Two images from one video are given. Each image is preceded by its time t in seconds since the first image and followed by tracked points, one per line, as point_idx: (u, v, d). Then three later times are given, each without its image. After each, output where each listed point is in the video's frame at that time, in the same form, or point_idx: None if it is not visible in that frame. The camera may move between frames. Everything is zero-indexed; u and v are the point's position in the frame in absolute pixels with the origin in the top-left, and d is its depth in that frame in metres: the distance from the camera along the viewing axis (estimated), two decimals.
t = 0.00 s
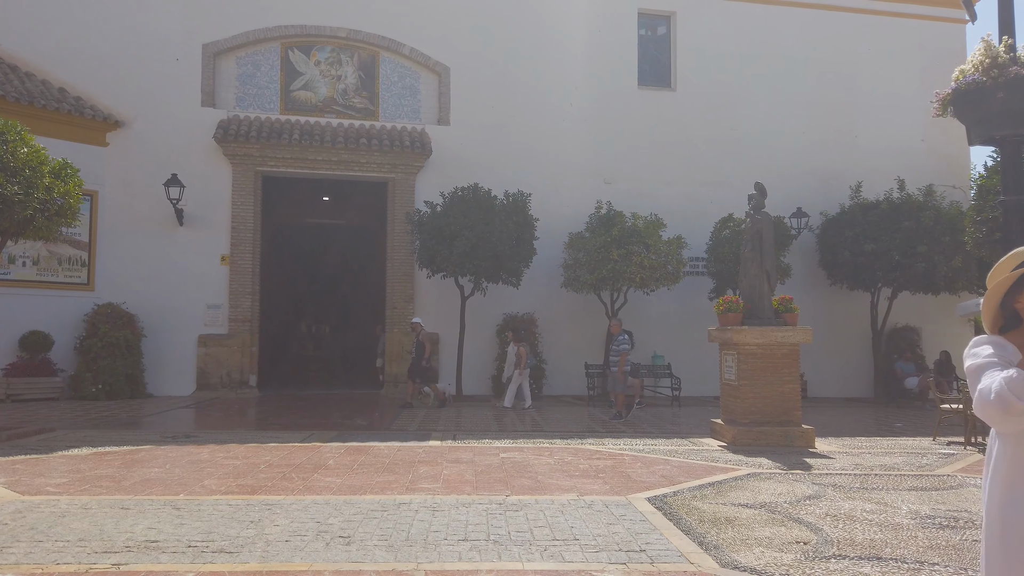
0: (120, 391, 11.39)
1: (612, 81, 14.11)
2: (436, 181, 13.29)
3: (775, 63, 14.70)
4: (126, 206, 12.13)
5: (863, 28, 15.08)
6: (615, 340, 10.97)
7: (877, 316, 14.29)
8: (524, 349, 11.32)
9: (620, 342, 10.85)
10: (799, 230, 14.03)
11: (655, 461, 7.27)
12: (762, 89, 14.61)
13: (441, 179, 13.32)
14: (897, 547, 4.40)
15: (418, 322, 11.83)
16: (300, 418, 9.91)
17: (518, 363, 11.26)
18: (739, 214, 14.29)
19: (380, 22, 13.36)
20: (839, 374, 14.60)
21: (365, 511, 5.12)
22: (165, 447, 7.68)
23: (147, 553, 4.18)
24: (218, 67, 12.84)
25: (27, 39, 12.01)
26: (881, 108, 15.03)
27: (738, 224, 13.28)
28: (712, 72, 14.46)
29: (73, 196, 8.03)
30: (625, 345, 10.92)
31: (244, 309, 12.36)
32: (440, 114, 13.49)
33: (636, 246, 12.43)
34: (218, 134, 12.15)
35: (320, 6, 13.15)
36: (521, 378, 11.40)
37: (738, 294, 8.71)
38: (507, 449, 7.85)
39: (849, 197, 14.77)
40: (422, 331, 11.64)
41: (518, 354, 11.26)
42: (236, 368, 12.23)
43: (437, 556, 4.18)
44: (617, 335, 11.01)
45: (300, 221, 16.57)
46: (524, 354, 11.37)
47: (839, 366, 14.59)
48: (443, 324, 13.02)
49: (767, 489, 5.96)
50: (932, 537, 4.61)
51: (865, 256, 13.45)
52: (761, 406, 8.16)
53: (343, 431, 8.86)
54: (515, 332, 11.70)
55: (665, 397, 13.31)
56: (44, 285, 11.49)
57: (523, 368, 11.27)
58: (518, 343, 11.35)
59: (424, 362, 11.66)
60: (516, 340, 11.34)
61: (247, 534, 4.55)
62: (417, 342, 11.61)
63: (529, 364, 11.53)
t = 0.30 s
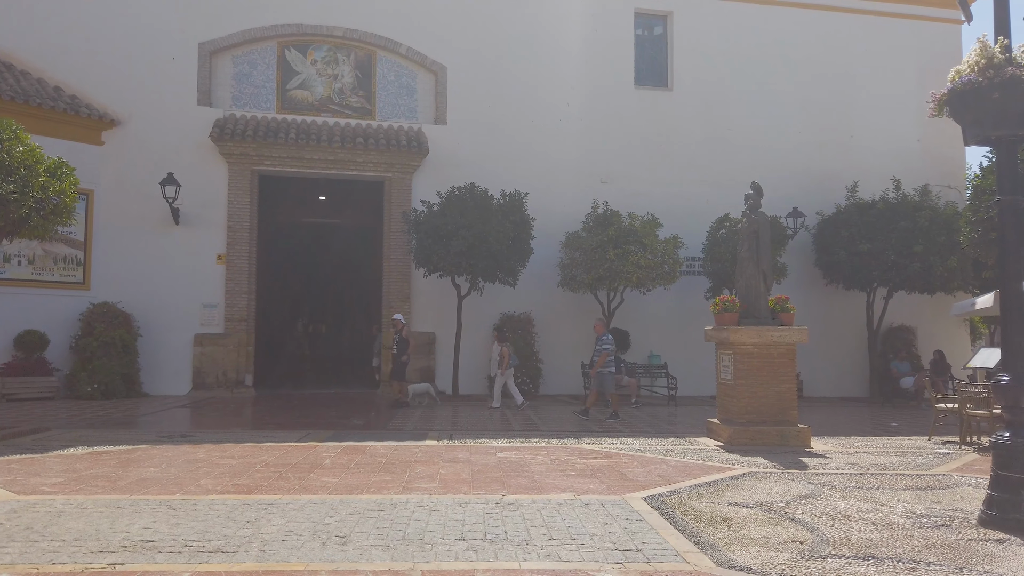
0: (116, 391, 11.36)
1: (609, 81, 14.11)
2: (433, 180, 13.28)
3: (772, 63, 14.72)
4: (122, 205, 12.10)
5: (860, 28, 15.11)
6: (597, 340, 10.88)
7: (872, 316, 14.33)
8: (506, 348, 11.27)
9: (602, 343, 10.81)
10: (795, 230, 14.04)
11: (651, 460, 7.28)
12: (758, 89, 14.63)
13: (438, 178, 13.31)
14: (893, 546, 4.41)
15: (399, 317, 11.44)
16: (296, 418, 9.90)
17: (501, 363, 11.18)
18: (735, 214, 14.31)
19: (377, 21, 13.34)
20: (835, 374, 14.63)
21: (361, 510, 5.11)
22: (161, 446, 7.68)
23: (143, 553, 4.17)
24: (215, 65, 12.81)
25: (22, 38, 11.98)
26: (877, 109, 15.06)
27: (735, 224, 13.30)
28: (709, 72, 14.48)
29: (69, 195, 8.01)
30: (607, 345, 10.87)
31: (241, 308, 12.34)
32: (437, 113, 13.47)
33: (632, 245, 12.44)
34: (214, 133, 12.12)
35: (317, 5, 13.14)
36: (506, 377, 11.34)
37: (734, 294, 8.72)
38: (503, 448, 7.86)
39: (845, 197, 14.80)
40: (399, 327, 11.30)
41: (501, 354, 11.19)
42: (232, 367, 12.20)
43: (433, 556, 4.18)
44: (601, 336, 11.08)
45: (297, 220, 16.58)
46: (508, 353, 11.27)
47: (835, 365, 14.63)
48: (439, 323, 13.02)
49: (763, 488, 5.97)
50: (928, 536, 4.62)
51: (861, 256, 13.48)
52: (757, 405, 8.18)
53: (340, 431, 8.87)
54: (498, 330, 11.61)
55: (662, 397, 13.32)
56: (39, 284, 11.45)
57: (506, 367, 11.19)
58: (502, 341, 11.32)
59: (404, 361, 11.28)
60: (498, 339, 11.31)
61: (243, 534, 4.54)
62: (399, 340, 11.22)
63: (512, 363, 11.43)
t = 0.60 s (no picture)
0: (111, 390, 11.33)
1: (606, 81, 14.11)
2: (430, 180, 13.27)
3: (768, 63, 14.74)
4: (117, 204, 12.07)
5: (856, 28, 15.13)
6: (580, 339, 10.51)
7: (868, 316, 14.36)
8: (490, 347, 11.19)
9: (585, 342, 10.38)
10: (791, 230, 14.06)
11: (647, 459, 7.29)
12: (754, 89, 14.65)
13: (435, 178, 13.30)
14: (888, 546, 4.42)
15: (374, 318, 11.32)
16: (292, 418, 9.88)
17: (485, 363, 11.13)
18: (731, 214, 14.33)
19: (373, 20, 13.33)
20: (831, 374, 14.66)
21: (357, 510, 5.11)
22: (157, 446, 7.67)
23: (138, 553, 4.16)
24: (211, 65, 12.78)
25: (17, 36, 11.93)
26: (873, 109, 15.09)
27: (731, 224, 13.33)
28: (706, 72, 14.49)
29: (64, 193, 7.97)
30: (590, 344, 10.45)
31: (236, 307, 12.32)
32: (434, 113, 13.46)
33: (629, 245, 12.45)
34: (211, 132, 12.10)
35: (314, 5, 13.12)
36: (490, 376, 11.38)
37: (730, 293, 8.72)
38: (500, 448, 7.85)
39: (841, 197, 14.83)
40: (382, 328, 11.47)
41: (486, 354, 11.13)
42: (228, 367, 12.17)
43: (430, 556, 4.17)
44: (583, 334, 10.60)
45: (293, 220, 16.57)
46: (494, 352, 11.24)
47: (831, 365, 14.66)
48: (436, 323, 13.01)
49: (759, 488, 5.98)
50: (923, 536, 4.63)
51: (857, 256, 13.51)
52: (753, 405, 8.19)
53: (336, 430, 8.87)
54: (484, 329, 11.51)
55: (658, 397, 13.34)
56: (34, 283, 11.42)
57: (491, 365, 11.16)
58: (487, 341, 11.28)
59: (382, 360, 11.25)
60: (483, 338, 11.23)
61: (239, 534, 4.54)
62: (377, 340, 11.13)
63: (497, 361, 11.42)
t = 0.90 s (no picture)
0: (107, 390, 11.29)
1: (603, 80, 14.12)
2: (426, 179, 13.25)
3: (764, 63, 14.76)
4: (113, 203, 12.03)
5: (852, 28, 15.16)
6: (563, 338, 10.28)
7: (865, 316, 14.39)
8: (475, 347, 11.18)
9: (568, 342, 10.03)
10: (787, 229, 14.07)
11: (644, 459, 7.30)
12: (750, 88, 14.67)
13: (432, 177, 13.28)
14: (885, 545, 4.43)
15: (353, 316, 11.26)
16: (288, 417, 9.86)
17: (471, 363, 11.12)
18: (728, 213, 14.34)
19: (369, 19, 13.31)
20: (827, 373, 14.69)
21: (354, 509, 5.10)
22: (152, 445, 7.65)
23: (134, 552, 4.15)
24: (207, 64, 12.76)
25: (11, 35, 11.89)
26: (869, 109, 15.12)
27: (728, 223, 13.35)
28: (702, 72, 14.50)
29: (59, 193, 7.93)
30: (574, 342, 10.21)
31: (232, 307, 12.29)
32: (430, 112, 13.44)
33: (625, 245, 12.46)
34: (207, 131, 12.07)
35: (310, 4, 13.10)
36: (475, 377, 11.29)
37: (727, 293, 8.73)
38: (496, 448, 7.86)
39: (837, 197, 14.85)
40: (361, 326, 11.35)
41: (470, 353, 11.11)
42: (224, 366, 12.14)
43: (427, 555, 4.17)
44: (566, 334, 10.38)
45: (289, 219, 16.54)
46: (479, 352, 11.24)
47: (827, 365, 14.69)
48: (432, 323, 13.01)
49: (754, 487, 5.99)
50: (919, 535, 4.64)
51: (853, 255, 13.53)
52: (749, 404, 8.21)
53: (332, 430, 8.85)
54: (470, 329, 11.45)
55: (654, 396, 13.35)
56: (29, 282, 11.39)
57: (476, 365, 11.13)
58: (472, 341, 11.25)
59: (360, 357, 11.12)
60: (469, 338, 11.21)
61: (235, 534, 4.53)
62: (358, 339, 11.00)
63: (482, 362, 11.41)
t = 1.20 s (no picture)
0: (102, 390, 11.26)
1: (599, 80, 14.12)
2: (423, 179, 13.24)
3: (761, 63, 14.78)
4: (108, 202, 12.00)
5: (848, 29, 15.19)
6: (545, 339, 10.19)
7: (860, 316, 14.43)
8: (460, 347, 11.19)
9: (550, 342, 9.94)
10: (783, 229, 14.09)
11: (640, 459, 7.30)
12: (747, 88, 14.69)
13: (428, 176, 13.27)
14: (880, 544, 4.44)
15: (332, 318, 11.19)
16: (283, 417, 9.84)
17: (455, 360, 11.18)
18: (724, 213, 14.36)
19: (366, 18, 13.29)
20: (823, 373, 14.72)
21: (350, 509, 5.09)
22: (148, 445, 7.63)
23: (129, 552, 4.14)
24: (203, 63, 12.72)
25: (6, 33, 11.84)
26: (865, 109, 15.16)
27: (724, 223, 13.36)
28: (698, 72, 14.51)
29: (54, 192, 7.91)
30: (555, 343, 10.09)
31: (228, 306, 12.26)
32: (427, 111, 13.43)
33: (621, 244, 12.47)
34: (203, 130, 12.04)
35: (307, 4, 13.08)
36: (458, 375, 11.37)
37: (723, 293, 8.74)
38: (492, 448, 7.85)
39: (833, 197, 14.88)
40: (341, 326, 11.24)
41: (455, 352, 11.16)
42: (219, 366, 12.10)
43: (422, 555, 4.17)
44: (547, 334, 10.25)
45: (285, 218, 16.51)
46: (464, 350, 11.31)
47: (822, 364, 14.72)
48: (429, 322, 13.00)
49: (750, 486, 6.00)
50: (913, 534, 4.65)
51: (849, 255, 13.55)
52: (745, 404, 8.22)
53: (328, 430, 8.84)
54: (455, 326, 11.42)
55: (650, 396, 13.37)
56: (24, 281, 11.34)
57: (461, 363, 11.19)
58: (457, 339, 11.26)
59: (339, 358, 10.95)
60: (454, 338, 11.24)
61: (231, 533, 4.52)
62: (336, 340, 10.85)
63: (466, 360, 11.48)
